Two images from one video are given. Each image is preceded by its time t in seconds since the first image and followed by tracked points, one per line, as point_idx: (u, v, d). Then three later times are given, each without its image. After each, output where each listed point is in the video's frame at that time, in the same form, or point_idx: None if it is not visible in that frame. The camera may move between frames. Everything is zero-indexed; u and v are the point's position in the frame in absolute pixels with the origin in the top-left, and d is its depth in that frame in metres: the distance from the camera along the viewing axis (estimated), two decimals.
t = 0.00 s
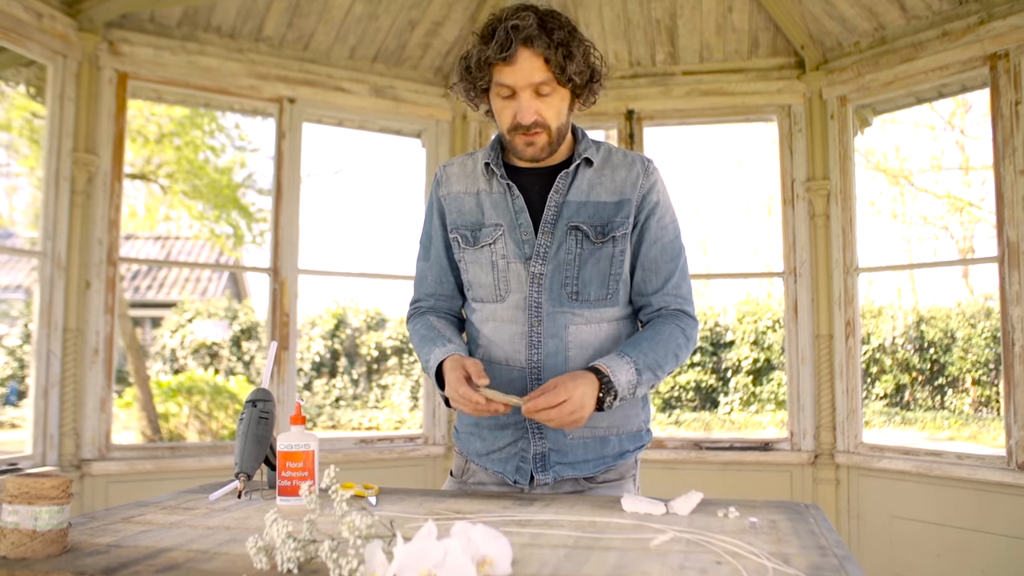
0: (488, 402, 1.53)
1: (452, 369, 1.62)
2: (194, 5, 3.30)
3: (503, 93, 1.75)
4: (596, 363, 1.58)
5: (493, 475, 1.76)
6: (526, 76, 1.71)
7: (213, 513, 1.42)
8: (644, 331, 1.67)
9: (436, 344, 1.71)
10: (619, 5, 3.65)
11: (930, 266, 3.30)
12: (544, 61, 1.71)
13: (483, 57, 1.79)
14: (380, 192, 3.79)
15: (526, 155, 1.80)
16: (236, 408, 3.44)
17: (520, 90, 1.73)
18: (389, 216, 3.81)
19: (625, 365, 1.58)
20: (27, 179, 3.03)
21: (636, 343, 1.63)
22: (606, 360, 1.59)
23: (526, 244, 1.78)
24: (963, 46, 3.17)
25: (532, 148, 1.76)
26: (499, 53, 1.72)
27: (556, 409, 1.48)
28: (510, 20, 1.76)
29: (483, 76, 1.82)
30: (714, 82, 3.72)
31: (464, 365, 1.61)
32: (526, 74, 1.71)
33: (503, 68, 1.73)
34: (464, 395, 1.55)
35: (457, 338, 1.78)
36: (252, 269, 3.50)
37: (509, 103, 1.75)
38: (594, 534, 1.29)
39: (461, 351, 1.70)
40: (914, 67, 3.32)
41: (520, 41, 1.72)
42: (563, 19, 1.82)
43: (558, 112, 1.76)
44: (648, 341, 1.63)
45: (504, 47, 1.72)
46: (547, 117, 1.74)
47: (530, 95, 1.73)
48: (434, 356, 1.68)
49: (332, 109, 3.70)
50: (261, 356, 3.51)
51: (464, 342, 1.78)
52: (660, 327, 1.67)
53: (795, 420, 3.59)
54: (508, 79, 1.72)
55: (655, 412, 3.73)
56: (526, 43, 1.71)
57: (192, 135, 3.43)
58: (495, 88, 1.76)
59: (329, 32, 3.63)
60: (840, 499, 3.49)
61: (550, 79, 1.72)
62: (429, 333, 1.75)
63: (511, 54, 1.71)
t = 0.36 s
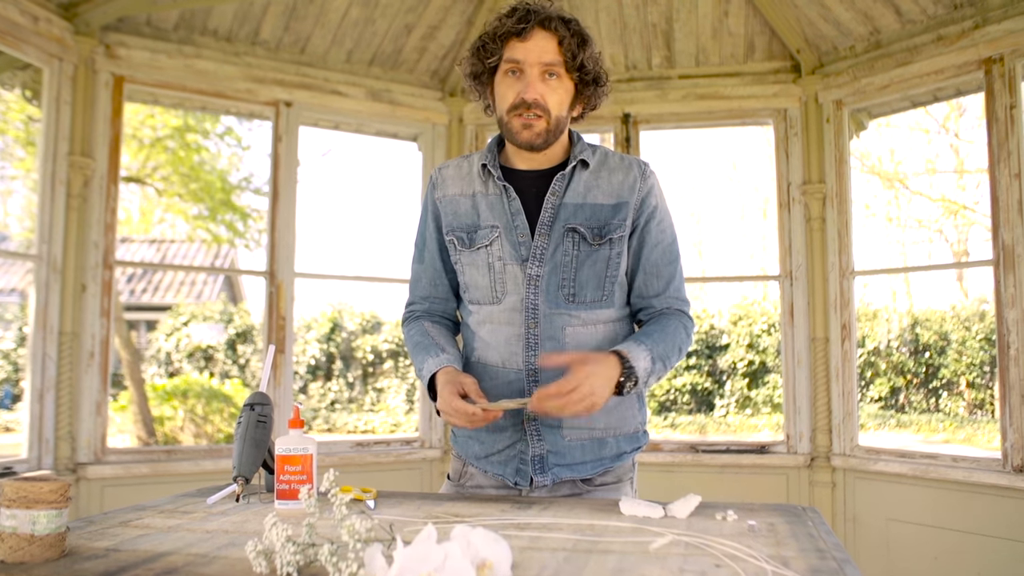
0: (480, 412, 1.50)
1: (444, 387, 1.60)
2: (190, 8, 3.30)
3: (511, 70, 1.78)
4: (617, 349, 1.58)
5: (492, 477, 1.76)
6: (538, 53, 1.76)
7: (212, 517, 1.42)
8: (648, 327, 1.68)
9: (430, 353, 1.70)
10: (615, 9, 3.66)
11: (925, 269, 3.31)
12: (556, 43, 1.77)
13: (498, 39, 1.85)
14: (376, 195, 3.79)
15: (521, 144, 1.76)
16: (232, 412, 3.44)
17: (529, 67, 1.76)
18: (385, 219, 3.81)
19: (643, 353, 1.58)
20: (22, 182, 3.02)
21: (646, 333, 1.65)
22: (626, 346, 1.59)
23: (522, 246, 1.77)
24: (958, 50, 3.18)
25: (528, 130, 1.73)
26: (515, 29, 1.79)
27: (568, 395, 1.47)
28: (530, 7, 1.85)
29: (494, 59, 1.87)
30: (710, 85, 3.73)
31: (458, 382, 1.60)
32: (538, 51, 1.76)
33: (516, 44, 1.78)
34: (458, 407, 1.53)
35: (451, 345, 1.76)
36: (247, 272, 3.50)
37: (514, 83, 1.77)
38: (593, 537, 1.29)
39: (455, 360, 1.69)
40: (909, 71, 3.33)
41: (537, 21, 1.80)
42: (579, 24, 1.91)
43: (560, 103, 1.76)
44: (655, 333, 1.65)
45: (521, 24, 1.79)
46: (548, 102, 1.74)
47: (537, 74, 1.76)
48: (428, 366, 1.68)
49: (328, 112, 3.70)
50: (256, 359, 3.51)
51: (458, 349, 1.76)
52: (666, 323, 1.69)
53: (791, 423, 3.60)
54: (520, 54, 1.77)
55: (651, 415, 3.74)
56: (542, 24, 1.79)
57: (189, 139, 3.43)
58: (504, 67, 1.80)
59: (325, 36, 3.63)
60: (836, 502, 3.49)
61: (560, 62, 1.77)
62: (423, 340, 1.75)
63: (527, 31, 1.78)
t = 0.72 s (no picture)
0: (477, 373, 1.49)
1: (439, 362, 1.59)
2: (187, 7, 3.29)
3: (508, 72, 1.78)
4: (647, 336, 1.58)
5: (487, 476, 1.76)
6: (535, 55, 1.76)
7: (210, 516, 1.41)
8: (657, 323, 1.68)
9: (425, 340, 1.70)
10: (613, 8, 3.66)
11: (921, 269, 3.31)
12: (554, 45, 1.78)
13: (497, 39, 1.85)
14: (373, 194, 3.79)
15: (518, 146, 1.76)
16: (229, 411, 3.43)
17: (526, 68, 1.76)
18: (382, 218, 3.81)
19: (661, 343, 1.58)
20: (19, 181, 3.01)
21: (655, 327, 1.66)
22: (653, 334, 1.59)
23: (520, 245, 1.77)
24: (956, 49, 3.18)
25: (524, 133, 1.73)
26: (513, 30, 1.79)
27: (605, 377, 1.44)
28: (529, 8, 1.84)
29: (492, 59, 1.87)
30: (708, 85, 3.73)
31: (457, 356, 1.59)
32: (536, 53, 1.76)
33: (514, 45, 1.78)
34: (454, 376, 1.51)
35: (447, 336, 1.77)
36: (244, 271, 3.49)
37: (511, 84, 1.77)
38: (591, 536, 1.29)
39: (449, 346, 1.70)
40: (906, 71, 3.33)
41: (535, 23, 1.79)
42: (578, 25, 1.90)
43: (557, 105, 1.76)
44: (665, 328, 1.66)
45: (520, 25, 1.79)
46: (545, 105, 1.74)
47: (535, 76, 1.76)
48: (424, 352, 1.67)
49: (326, 111, 3.70)
50: (253, 358, 3.50)
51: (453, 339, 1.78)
52: (674, 320, 1.68)
53: (788, 422, 3.60)
54: (517, 55, 1.77)
55: (648, 414, 3.74)
56: (541, 26, 1.79)
57: (186, 137, 3.42)
58: (501, 68, 1.80)
59: (323, 34, 3.62)
60: (833, 501, 3.50)
61: (558, 65, 1.77)
62: (418, 330, 1.75)
63: (525, 33, 1.77)
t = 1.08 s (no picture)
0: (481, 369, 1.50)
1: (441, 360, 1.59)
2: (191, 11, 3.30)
3: (512, 82, 1.78)
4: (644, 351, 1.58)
5: (489, 483, 1.74)
6: (539, 66, 1.76)
7: (211, 522, 1.41)
8: (655, 334, 1.69)
9: (427, 340, 1.70)
10: (616, 14, 3.66)
11: (924, 275, 3.31)
12: (558, 57, 1.78)
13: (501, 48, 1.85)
14: (376, 200, 3.79)
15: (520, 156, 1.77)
16: (230, 415, 3.43)
17: (530, 80, 1.76)
18: (385, 223, 3.81)
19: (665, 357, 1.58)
20: (22, 185, 3.02)
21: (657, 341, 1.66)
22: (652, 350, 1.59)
23: (524, 251, 1.78)
24: (959, 56, 3.18)
25: (526, 144, 1.73)
26: (517, 41, 1.79)
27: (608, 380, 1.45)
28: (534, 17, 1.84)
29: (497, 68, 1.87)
30: (710, 90, 3.74)
31: (455, 351, 1.59)
32: (540, 64, 1.76)
33: (518, 56, 1.78)
34: (459, 373, 1.52)
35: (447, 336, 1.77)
36: (246, 276, 3.49)
37: (515, 94, 1.77)
38: (594, 543, 1.29)
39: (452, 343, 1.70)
40: (909, 77, 3.34)
41: (540, 34, 1.79)
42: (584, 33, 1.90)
43: (560, 117, 1.76)
44: (667, 340, 1.66)
45: (524, 36, 1.79)
46: (548, 116, 1.75)
47: (538, 87, 1.76)
48: (427, 350, 1.67)
49: (329, 116, 3.70)
50: (255, 363, 3.50)
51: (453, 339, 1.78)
52: (675, 329, 1.69)
53: (791, 428, 3.60)
54: (522, 66, 1.77)
55: (651, 420, 3.73)
56: (546, 37, 1.79)
57: (189, 142, 3.43)
58: (505, 78, 1.80)
59: (326, 39, 3.63)
60: (836, 508, 3.49)
61: (562, 76, 1.78)
62: (420, 332, 1.75)
63: (529, 44, 1.77)
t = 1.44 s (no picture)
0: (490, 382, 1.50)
1: (452, 362, 1.59)
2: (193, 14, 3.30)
3: (518, 78, 1.78)
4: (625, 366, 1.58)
5: (491, 484, 1.74)
6: (546, 61, 1.77)
7: (213, 524, 1.41)
8: (652, 337, 1.69)
9: (434, 342, 1.69)
10: (617, 15, 3.66)
11: (927, 275, 3.31)
12: (564, 52, 1.79)
13: (506, 45, 1.86)
14: (378, 201, 3.79)
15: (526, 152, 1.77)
16: (233, 417, 3.43)
17: (536, 75, 1.77)
18: (387, 225, 3.81)
19: (649, 364, 1.60)
20: (25, 187, 3.03)
21: (650, 345, 1.66)
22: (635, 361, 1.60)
23: (528, 252, 1.78)
24: (960, 55, 3.18)
25: (534, 140, 1.73)
26: (523, 37, 1.79)
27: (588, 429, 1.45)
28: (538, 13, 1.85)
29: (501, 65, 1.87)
30: (712, 91, 3.73)
31: (466, 355, 1.59)
32: (546, 59, 1.77)
33: (524, 51, 1.78)
34: (469, 382, 1.52)
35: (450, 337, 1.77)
36: (249, 278, 3.50)
37: (521, 90, 1.77)
38: (596, 545, 1.28)
39: (460, 347, 1.69)
40: (911, 77, 3.33)
41: (545, 29, 1.80)
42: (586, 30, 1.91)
43: (566, 112, 1.76)
44: (659, 343, 1.66)
45: (530, 31, 1.79)
46: (556, 111, 1.75)
47: (545, 82, 1.77)
48: (434, 353, 1.66)
49: (330, 118, 3.70)
50: (258, 365, 3.50)
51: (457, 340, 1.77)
52: (670, 334, 1.70)
53: (794, 429, 3.59)
54: (528, 61, 1.77)
55: (653, 421, 3.73)
56: (551, 33, 1.80)
57: (191, 144, 3.43)
58: (510, 74, 1.80)
59: (327, 41, 3.63)
60: (839, 508, 3.48)
61: (568, 71, 1.78)
62: (424, 334, 1.74)
63: (534, 38, 1.78)
